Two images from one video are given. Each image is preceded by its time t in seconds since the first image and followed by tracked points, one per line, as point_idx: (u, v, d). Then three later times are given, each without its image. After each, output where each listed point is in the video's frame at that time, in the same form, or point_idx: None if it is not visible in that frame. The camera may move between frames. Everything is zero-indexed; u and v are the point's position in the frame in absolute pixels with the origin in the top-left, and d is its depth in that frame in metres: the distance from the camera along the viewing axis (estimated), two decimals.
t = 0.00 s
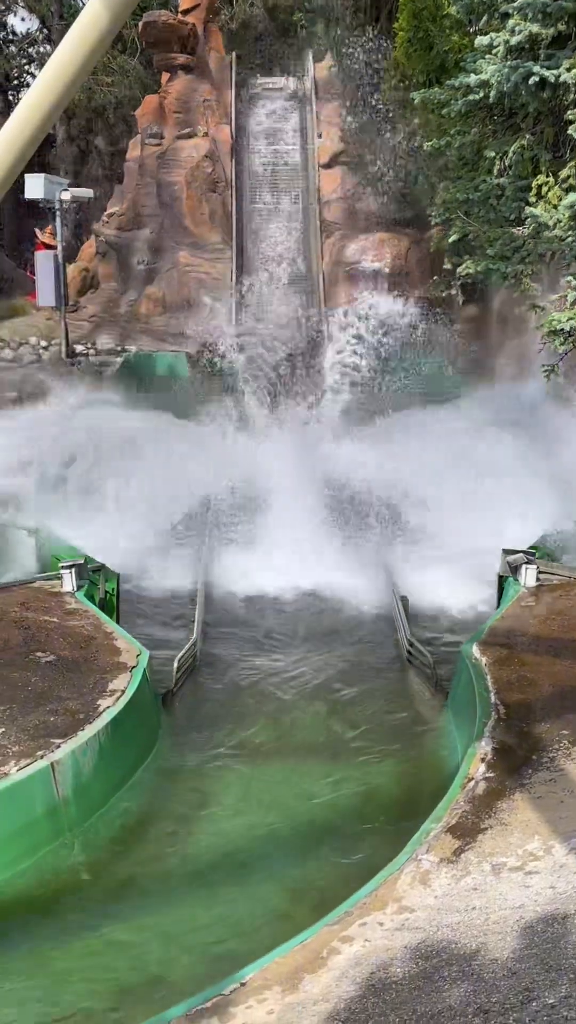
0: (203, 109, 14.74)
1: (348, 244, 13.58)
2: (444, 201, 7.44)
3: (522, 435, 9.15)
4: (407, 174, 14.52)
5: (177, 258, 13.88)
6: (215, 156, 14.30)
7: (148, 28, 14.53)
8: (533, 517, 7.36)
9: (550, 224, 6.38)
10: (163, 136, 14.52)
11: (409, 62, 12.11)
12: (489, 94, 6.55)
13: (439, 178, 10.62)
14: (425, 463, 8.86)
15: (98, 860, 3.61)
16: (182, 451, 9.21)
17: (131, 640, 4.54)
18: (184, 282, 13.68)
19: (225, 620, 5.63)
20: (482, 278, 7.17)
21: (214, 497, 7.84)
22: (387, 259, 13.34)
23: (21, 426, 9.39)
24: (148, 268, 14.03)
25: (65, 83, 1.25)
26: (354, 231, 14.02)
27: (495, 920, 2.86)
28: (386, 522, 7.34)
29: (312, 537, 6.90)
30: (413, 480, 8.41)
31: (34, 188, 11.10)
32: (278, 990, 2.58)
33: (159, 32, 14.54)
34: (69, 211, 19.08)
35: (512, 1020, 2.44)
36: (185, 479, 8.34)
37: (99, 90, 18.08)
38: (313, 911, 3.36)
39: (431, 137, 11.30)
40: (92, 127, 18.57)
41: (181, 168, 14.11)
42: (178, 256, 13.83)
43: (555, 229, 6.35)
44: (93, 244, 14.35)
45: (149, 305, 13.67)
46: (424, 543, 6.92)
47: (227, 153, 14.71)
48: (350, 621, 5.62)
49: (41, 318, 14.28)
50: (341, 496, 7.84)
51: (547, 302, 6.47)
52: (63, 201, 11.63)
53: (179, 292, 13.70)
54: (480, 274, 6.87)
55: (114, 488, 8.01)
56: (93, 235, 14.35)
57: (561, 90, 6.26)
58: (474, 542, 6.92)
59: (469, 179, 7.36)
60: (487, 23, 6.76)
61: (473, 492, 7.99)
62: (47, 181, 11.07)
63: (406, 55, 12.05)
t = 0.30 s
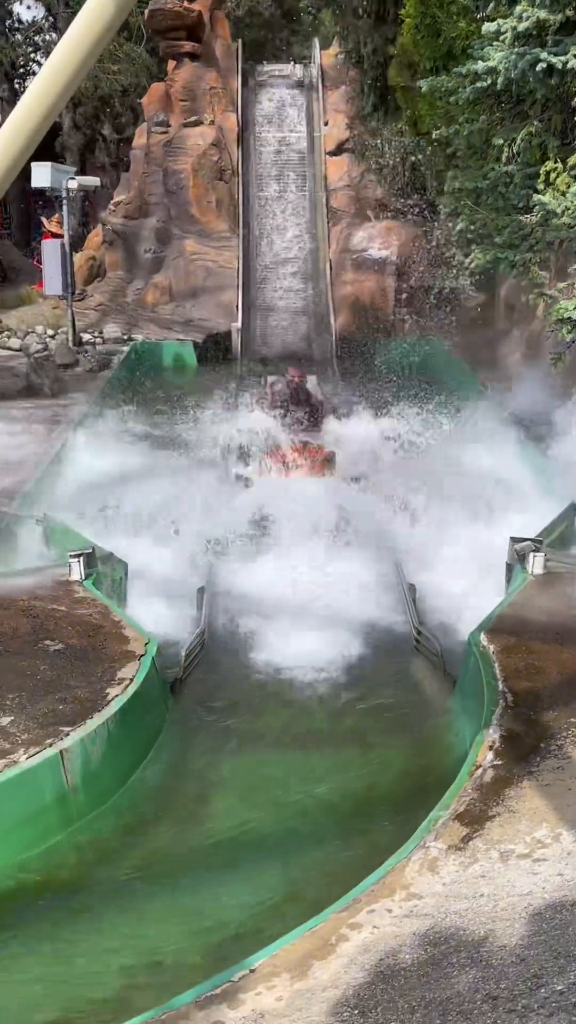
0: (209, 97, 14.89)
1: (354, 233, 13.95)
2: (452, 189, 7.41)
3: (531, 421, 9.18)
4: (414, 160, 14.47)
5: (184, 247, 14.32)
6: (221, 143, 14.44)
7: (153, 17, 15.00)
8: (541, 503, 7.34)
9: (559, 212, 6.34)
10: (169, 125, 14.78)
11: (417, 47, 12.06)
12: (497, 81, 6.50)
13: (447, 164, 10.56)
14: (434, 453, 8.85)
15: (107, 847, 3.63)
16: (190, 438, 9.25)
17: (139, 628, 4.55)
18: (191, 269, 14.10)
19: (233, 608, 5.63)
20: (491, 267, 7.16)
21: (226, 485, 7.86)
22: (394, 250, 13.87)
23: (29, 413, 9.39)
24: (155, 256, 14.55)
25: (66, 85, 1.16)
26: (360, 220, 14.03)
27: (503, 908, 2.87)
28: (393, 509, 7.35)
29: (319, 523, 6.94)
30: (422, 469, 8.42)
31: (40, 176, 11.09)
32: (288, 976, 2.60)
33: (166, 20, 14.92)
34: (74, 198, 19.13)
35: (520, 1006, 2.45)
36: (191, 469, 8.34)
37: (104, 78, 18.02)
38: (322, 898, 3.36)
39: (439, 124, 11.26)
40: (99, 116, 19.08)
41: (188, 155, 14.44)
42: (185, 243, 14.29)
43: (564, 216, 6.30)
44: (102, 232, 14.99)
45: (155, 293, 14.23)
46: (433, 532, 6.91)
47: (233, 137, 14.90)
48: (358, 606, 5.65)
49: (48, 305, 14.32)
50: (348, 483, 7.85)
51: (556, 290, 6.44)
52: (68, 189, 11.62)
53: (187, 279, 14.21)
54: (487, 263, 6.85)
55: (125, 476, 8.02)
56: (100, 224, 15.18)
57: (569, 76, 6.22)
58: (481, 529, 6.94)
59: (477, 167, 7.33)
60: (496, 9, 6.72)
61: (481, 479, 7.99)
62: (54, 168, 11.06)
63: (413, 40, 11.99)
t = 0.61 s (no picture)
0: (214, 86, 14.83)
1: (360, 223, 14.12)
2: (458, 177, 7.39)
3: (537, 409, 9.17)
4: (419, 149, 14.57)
5: (189, 236, 14.38)
6: (227, 132, 14.43)
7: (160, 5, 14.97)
8: (547, 491, 7.34)
9: (566, 200, 6.31)
10: (175, 116, 14.86)
11: (423, 35, 12.01)
12: (503, 68, 6.45)
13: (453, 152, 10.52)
14: (440, 444, 8.82)
15: (113, 837, 3.63)
16: (196, 428, 9.27)
17: (146, 618, 4.56)
18: (196, 259, 14.12)
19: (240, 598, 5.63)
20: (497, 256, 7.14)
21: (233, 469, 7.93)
22: (400, 238, 13.71)
23: (35, 402, 9.39)
24: (160, 246, 14.60)
25: (70, 72, 1.13)
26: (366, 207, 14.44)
27: (510, 897, 2.87)
28: (399, 498, 7.36)
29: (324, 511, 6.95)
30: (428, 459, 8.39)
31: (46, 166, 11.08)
32: (295, 964, 2.61)
33: (171, 9, 15.04)
34: (80, 189, 19.15)
35: (526, 995, 2.45)
36: (197, 460, 8.32)
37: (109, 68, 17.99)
38: (329, 888, 3.36)
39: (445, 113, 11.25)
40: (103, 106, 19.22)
41: (193, 143, 14.30)
42: (190, 234, 14.32)
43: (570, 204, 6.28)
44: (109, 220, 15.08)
45: (161, 283, 14.27)
46: (438, 521, 6.91)
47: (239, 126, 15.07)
48: (363, 595, 5.66)
49: (54, 295, 14.35)
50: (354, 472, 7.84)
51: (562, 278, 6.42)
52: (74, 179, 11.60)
53: (192, 269, 14.23)
54: (493, 252, 6.84)
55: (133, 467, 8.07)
56: (106, 214, 15.46)
57: None
58: (486, 518, 6.93)
59: (483, 156, 7.31)
60: None
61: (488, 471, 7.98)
62: (59, 158, 11.06)
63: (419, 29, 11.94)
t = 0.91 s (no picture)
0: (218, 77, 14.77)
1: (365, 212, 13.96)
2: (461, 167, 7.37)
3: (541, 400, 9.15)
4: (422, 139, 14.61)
5: (193, 227, 14.17)
6: (231, 123, 14.39)
7: None
8: (551, 481, 7.31)
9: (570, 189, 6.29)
10: (178, 106, 14.81)
11: (427, 24, 11.97)
12: (507, 57, 6.43)
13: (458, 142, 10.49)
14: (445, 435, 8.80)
15: (118, 827, 3.64)
16: (200, 419, 9.26)
17: (150, 610, 4.57)
18: (201, 249, 14.00)
19: (244, 590, 5.63)
20: (501, 247, 7.10)
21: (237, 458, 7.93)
22: (405, 228, 13.59)
23: (39, 394, 9.37)
24: (164, 237, 14.50)
25: (69, 66, 1.17)
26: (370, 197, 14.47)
27: (515, 887, 2.87)
28: (403, 489, 7.35)
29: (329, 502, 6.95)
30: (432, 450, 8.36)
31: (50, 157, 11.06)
32: (299, 955, 2.62)
33: None
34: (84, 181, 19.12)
35: (531, 985, 2.45)
36: (200, 451, 8.30)
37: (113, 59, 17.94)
38: (334, 879, 3.37)
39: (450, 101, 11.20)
40: (107, 97, 19.24)
41: (197, 134, 14.20)
42: (194, 224, 14.16)
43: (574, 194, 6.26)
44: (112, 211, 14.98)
45: (165, 275, 14.18)
46: (442, 512, 6.89)
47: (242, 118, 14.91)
48: (369, 587, 5.66)
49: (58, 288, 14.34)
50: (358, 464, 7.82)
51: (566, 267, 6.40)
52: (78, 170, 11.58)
53: (196, 261, 14.12)
54: (496, 241, 6.82)
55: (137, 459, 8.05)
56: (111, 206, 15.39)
57: None
58: (490, 509, 6.92)
59: (487, 145, 7.28)
60: None
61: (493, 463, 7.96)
62: (63, 149, 11.04)
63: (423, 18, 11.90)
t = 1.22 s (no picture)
0: (221, 68, 14.72)
1: (368, 204, 13.91)
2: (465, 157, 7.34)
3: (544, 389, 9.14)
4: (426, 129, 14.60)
5: (195, 219, 14.06)
6: (233, 114, 14.35)
7: None
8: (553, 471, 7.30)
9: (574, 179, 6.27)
10: (180, 95, 14.64)
11: (430, 14, 11.93)
12: (510, 46, 6.40)
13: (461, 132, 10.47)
14: (447, 425, 8.79)
15: (123, 818, 3.65)
16: (203, 411, 9.25)
17: (154, 601, 4.57)
18: (203, 240, 13.90)
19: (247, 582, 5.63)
20: (505, 236, 7.07)
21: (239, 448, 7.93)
22: (408, 219, 13.57)
23: (42, 385, 9.35)
24: (167, 229, 14.28)
25: (73, 60, 1.10)
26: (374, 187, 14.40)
27: (519, 877, 2.87)
28: (407, 480, 7.35)
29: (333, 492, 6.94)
30: (435, 441, 8.35)
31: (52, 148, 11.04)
32: (304, 946, 2.64)
33: None
34: (87, 172, 19.09)
35: (536, 975, 2.47)
36: (203, 441, 8.29)
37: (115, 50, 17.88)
38: (337, 870, 3.37)
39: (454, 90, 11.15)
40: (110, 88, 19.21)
41: (199, 125, 14.22)
42: (196, 215, 14.07)
43: None
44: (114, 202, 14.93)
45: (168, 267, 14.03)
46: (444, 503, 6.90)
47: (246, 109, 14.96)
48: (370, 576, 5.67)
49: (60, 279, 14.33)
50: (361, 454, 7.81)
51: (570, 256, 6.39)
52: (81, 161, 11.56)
53: (198, 252, 13.98)
54: (500, 232, 6.80)
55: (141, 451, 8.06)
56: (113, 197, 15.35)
57: None
58: (493, 500, 6.91)
59: (490, 135, 7.26)
60: None
61: (496, 453, 7.96)
62: (66, 141, 11.01)
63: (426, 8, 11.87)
